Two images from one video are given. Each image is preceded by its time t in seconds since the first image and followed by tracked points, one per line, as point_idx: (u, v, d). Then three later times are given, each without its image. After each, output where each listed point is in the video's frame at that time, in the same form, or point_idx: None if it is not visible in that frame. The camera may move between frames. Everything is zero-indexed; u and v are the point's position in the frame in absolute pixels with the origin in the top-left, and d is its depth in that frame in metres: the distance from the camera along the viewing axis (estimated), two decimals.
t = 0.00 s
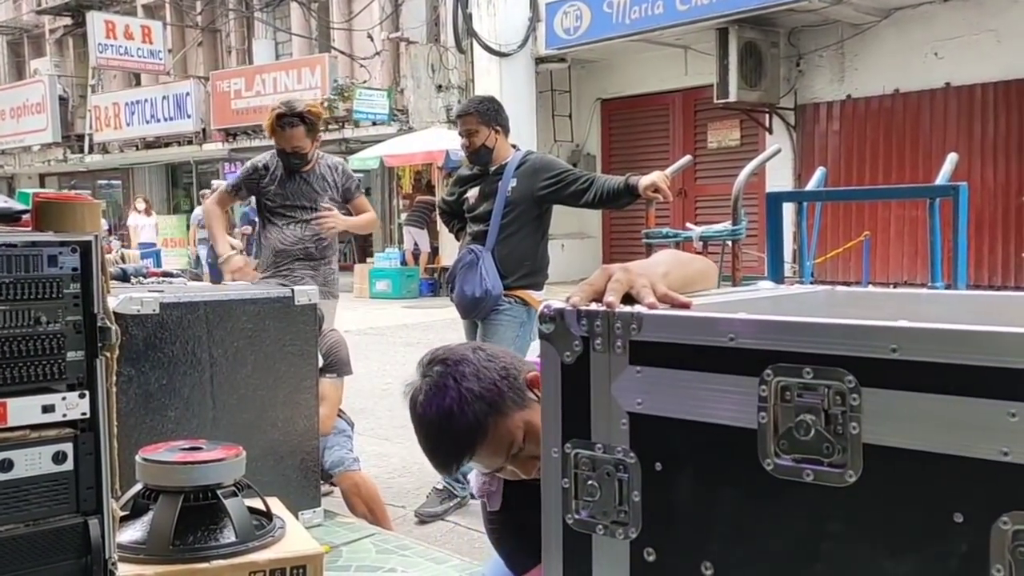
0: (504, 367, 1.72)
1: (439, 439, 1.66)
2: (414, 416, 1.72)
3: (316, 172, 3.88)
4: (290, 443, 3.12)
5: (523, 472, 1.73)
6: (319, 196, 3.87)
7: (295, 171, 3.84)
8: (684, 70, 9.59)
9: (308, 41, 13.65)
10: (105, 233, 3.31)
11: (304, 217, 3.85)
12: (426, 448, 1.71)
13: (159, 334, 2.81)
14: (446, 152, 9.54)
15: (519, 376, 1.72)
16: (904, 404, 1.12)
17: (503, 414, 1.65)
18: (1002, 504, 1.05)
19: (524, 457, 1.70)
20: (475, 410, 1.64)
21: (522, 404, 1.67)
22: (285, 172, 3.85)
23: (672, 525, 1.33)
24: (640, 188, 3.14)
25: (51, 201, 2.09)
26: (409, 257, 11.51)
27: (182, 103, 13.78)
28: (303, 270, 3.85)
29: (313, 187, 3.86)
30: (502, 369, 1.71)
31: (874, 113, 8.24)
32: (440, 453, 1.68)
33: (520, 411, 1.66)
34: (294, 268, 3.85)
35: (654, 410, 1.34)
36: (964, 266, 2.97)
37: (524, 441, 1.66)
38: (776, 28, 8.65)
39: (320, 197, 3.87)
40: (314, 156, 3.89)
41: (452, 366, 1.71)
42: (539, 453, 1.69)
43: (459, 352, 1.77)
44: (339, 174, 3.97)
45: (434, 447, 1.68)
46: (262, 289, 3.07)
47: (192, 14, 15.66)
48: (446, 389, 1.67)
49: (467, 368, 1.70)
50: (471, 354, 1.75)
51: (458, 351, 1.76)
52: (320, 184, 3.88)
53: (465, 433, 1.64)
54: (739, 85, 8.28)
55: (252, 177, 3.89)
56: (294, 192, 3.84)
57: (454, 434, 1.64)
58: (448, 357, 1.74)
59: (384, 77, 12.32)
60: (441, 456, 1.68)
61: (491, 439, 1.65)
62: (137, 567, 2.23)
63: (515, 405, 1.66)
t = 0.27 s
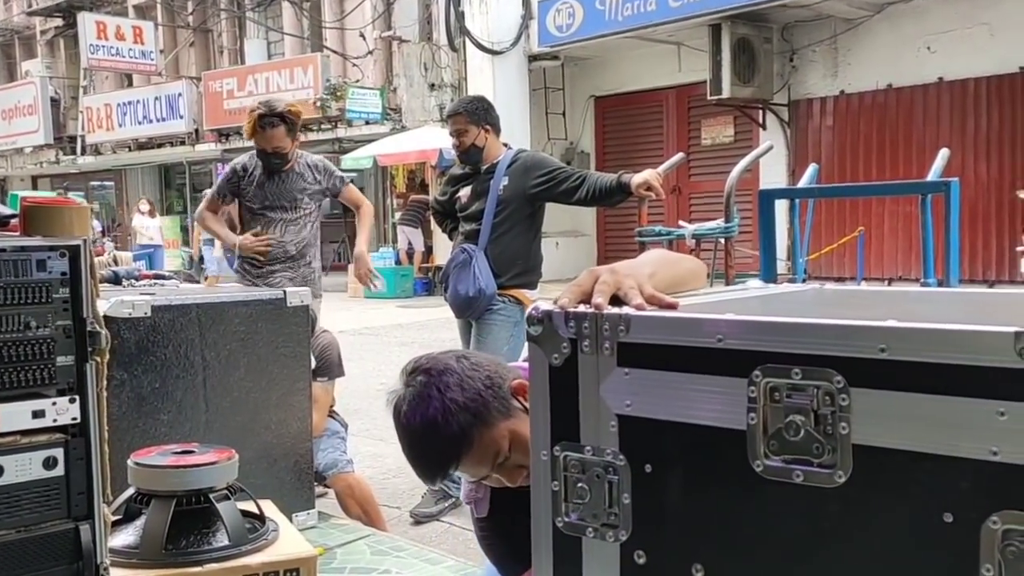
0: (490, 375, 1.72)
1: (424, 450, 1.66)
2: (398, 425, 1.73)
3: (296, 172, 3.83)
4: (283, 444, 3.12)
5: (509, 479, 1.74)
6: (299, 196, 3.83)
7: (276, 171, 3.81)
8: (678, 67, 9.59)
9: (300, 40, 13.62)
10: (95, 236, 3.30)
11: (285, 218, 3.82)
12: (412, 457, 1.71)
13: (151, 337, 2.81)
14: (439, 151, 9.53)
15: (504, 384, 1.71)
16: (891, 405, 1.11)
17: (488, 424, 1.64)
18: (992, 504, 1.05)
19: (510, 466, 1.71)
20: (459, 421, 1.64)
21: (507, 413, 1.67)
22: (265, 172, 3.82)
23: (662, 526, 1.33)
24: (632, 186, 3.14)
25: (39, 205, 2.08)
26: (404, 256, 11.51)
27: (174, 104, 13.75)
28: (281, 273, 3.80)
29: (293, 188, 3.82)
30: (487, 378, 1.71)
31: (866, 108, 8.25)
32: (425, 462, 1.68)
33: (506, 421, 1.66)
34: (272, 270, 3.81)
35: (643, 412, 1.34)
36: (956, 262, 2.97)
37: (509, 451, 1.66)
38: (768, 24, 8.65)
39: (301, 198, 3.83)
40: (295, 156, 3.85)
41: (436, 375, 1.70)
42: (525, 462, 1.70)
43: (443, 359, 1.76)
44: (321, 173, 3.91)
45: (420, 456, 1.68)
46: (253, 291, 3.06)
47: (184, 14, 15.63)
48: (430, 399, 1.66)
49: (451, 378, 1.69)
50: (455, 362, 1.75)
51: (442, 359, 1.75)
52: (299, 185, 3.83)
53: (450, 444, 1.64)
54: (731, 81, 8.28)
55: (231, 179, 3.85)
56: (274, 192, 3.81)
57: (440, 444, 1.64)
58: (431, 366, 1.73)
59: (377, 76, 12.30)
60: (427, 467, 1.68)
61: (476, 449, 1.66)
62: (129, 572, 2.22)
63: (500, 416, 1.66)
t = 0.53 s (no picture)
0: (486, 366, 1.71)
1: (419, 439, 1.65)
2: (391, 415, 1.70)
3: (268, 171, 3.77)
4: (280, 442, 3.11)
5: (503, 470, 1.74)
6: (268, 195, 3.78)
7: (246, 169, 3.77)
8: (667, 52, 9.57)
9: (288, 35, 13.56)
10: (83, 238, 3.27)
11: (255, 217, 3.79)
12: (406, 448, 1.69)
13: (143, 337, 2.79)
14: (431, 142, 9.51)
15: (501, 375, 1.70)
16: (885, 388, 1.10)
17: (485, 415, 1.64)
18: (989, 485, 1.04)
19: (504, 458, 1.70)
20: (456, 410, 1.63)
21: (502, 405, 1.66)
22: (235, 171, 3.79)
23: (658, 516, 1.32)
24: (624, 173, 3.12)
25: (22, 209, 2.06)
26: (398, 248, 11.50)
27: (164, 102, 13.70)
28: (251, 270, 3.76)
29: (262, 187, 3.77)
30: (482, 367, 1.70)
31: (858, 88, 8.22)
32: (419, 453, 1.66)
33: (502, 411, 1.66)
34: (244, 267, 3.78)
35: (635, 401, 1.32)
36: (948, 240, 2.95)
37: (504, 443, 1.66)
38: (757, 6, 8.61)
39: (270, 197, 3.78)
40: (268, 154, 3.81)
41: (433, 365, 1.68)
42: (519, 454, 1.70)
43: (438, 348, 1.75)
44: (296, 171, 3.85)
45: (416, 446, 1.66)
46: (245, 289, 3.05)
47: (170, 12, 15.56)
48: (426, 388, 1.65)
49: (449, 366, 1.68)
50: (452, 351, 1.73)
51: (437, 350, 1.73)
52: (271, 184, 3.78)
53: (447, 433, 1.63)
54: (722, 64, 8.26)
55: (208, 178, 3.85)
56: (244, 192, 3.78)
57: (438, 432, 1.63)
58: (427, 355, 1.72)
59: (366, 69, 12.26)
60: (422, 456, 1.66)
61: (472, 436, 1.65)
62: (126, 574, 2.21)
63: (497, 406, 1.65)
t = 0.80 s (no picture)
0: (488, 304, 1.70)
1: (415, 366, 1.60)
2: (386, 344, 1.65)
3: (234, 157, 3.73)
4: (266, 424, 3.10)
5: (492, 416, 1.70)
6: (235, 182, 3.74)
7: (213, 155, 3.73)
8: (655, 28, 9.52)
9: (272, 16, 13.46)
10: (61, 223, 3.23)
11: (223, 203, 3.76)
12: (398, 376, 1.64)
13: (125, 323, 2.77)
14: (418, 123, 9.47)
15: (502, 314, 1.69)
16: (856, 360, 1.08)
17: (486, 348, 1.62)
18: (959, 454, 1.03)
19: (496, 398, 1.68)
20: (460, 339, 1.60)
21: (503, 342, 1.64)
22: (201, 157, 3.76)
23: (633, 493, 1.31)
24: (607, 149, 3.10)
25: None
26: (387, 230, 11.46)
27: (148, 85, 13.60)
28: (218, 256, 3.76)
29: (228, 174, 3.73)
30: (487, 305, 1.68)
31: (845, 62, 8.19)
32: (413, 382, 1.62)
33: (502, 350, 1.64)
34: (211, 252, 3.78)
35: (609, 377, 1.31)
36: (930, 213, 2.94)
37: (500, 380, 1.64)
38: None
39: (238, 183, 3.74)
40: (234, 137, 3.74)
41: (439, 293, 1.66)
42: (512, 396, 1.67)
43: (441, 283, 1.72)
44: (262, 156, 3.78)
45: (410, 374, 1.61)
46: (227, 272, 3.03)
47: None
48: (430, 313, 1.62)
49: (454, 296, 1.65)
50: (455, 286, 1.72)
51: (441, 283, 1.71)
52: (237, 170, 3.73)
53: (446, 362, 1.60)
54: (709, 40, 8.21)
55: (175, 164, 3.82)
56: (211, 178, 3.74)
57: (436, 359, 1.59)
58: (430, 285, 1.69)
59: (351, 49, 12.18)
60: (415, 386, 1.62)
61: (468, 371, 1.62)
62: (109, 560, 2.20)
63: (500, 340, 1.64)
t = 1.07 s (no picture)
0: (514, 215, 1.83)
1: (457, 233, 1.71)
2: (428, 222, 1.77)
3: (209, 165, 3.72)
4: (252, 437, 3.09)
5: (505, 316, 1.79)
6: (213, 190, 3.72)
7: (190, 165, 3.72)
8: (636, 36, 9.56)
9: (253, 26, 13.45)
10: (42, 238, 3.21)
11: (203, 213, 3.74)
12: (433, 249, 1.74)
13: (109, 337, 2.76)
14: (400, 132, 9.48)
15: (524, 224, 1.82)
16: (837, 368, 1.10)
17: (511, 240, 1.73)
18: (941, 460, 1.04)
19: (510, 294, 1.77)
20: (490, 225, 1.72)
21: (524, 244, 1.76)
22: (179, 169, 3.74)
23: (621, 501, 1.32)
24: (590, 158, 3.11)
25: None
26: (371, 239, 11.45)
27: (128, 98, 13.55)
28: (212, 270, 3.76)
29: (206, 182, 3.72)
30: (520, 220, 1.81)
31: (825, 67, 8.26)
32: (449, 249, 1.71)
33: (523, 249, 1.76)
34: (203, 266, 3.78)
35: (595, 387, 1.32)
36: (911, 218, 2.97)
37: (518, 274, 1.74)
38: None
39: (215, 190, 3.73)
40: (207, 146, 3.73)
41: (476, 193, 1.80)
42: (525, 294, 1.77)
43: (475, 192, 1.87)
44: (235, 164, 3.77)
45: (449, 241, 1.71)
46: (211, 285, 3.03)
47: (132, 6, 15.37)
48: (465, 203, 1.75)
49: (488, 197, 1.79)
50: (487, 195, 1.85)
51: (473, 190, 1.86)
52: (213, 178, 3.72)
53: (473, 244, 1.71)
54: (689, 47, 8.27)
55: (152, 179, 3.80)
56: (189, 188, 3.72)
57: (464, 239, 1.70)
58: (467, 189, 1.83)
59: (333, 59, 12.17)
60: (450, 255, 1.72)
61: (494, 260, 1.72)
62: None
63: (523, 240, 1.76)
